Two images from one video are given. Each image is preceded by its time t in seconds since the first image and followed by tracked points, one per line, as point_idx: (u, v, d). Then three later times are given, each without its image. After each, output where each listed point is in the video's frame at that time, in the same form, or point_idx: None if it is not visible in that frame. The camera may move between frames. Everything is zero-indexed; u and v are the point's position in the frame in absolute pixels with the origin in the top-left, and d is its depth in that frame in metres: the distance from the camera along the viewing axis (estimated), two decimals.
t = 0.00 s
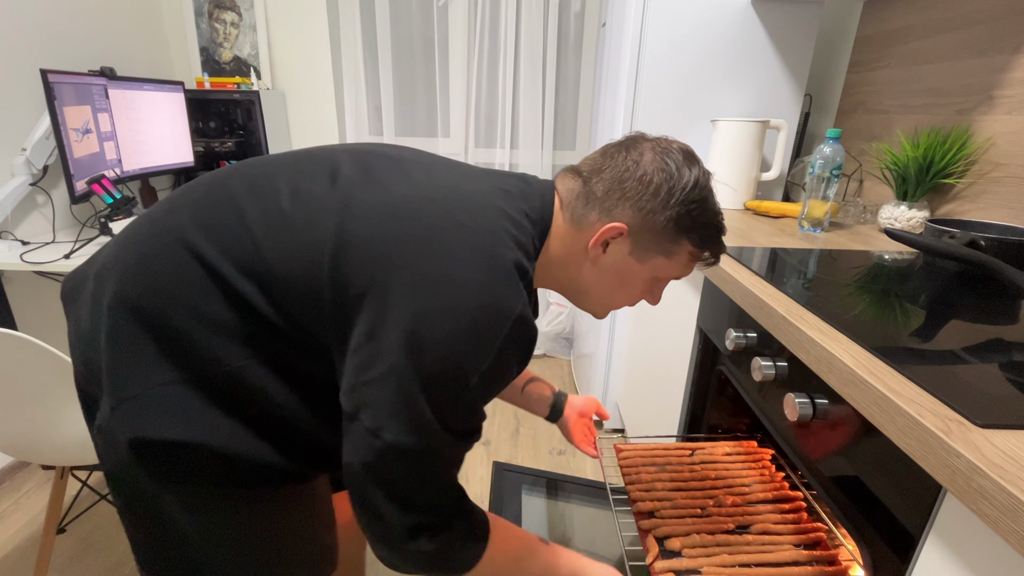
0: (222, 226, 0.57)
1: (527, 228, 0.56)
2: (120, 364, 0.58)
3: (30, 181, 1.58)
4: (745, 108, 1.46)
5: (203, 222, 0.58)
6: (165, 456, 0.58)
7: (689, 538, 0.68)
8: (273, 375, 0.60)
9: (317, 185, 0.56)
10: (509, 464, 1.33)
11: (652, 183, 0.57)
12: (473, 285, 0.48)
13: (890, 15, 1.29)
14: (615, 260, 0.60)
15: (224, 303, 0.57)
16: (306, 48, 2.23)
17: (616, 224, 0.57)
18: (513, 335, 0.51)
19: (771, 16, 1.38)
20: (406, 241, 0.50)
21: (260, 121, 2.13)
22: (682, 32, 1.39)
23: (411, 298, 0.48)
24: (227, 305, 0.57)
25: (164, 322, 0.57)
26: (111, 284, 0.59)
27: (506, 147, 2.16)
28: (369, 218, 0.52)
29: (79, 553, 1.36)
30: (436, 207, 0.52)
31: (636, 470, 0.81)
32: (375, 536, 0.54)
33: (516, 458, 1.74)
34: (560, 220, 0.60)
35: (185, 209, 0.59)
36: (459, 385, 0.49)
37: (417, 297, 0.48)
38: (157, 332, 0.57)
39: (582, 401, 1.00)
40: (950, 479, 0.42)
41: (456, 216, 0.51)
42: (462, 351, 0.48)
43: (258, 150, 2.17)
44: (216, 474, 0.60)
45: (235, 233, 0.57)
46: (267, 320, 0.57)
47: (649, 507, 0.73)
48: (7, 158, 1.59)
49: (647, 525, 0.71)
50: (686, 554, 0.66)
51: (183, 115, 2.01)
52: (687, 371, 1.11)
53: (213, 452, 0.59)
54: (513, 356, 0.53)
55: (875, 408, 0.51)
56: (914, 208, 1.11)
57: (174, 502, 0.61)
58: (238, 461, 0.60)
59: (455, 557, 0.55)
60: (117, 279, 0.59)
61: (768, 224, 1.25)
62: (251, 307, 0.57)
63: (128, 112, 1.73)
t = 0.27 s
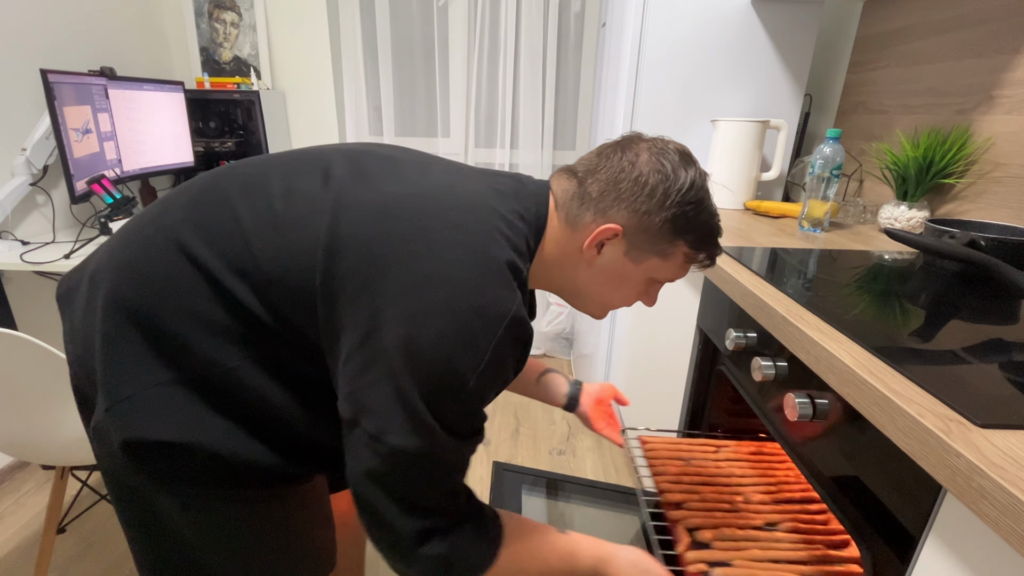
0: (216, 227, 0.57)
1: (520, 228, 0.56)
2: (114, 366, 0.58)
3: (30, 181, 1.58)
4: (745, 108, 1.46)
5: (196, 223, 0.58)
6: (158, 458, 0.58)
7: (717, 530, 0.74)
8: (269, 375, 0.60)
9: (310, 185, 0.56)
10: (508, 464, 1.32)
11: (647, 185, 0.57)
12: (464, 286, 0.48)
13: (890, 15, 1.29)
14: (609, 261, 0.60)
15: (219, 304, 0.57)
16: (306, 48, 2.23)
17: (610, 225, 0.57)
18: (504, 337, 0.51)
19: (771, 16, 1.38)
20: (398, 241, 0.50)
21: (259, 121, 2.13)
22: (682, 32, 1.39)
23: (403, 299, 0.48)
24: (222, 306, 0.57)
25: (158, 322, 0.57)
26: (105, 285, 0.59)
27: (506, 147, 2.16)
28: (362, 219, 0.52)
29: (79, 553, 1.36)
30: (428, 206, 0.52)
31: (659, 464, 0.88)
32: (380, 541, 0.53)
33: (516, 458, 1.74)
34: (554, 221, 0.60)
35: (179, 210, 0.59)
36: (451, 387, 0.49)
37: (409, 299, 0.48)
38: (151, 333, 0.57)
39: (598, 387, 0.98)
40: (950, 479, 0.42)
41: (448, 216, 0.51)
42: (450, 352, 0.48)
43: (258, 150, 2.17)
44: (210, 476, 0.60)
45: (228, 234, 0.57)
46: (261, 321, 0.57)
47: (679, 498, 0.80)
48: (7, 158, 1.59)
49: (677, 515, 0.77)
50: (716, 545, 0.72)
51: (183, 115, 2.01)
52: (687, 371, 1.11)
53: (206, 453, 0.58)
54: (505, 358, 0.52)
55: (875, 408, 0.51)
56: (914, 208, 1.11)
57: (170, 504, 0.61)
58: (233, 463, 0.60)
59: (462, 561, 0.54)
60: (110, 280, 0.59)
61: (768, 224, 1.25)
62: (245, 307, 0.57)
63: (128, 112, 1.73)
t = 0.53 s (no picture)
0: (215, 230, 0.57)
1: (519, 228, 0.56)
2: (123, 369, 0.59)
3: (30, 181, 1.58)
4: (746, 108, 1.45)
5: (194, 227, 0.58)
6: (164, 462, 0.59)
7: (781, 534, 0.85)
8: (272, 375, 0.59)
9: (306, 188, 0.56)
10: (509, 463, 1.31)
11: (642, 186, 0.56)
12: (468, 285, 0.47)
13: (890, 15, 1.29)
14: (604, 263, 0.60)
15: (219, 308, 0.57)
16: (306, 49, 2.23)
17: (605, 226, 0.57)
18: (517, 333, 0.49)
19: (770, 17, 1.38)
20: (397, 244, 0.49)
21: (259, 121, 2.13)
22: (681, 32, 1.39)
23: (405, 301, 0.48)
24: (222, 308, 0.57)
25: (161, 327, 0.58)
26: (106, 287, 0.60)
27: (506, 147, 2.15)
28: (359, 222, 0.51)
29: (79, 553, 1.36)
30: (426, 208, 0.51)
31: (716, 473, 0.98)
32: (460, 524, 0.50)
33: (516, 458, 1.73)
34: (549, 222, 0.60)
35: (178, 214, 0.59)
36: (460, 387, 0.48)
37: (410, 299, 0.47)
38: (151, 335, 0.58)
39: (645, 394, 0.96)
40: (950, 479, 0.42)
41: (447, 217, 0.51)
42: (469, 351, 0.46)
43: (258, 150, 2.17)
44: (216, 478, 0.61)
45: (228, 236, 0.57)
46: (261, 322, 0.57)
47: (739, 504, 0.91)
48: (7, 158, 1.59)
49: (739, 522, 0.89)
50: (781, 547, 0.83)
51: (183, 115, 2.01)
52: (687, 370, 1.11)
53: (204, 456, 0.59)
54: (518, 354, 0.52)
55: (874, 408, 0.51)
56: (914, 208, 1.11)
57: (176, 506, 0.62)
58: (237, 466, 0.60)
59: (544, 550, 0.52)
60: (111, 283, 0.60)
61: (768, 224, 1.25)
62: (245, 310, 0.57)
63: (128, 112, 1.73)
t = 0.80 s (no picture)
0: (218, 232, 0.57)
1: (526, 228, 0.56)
2: (131, 374, 0.59)
3: (30, 181, 1.58)
4: (746, 108, 1.45)
5: (197, 230, 0.58)
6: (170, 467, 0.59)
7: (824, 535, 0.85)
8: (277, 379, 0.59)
9: (308, 190, 0.56)
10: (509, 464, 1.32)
11: (642, 191, 0.56)
12: (477, 287, 0.47)
13: (890, 16, 1.29)
14: (602, 266, 0.60)
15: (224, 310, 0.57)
16: (306, 49, 2.23)
17: (604, 230, 0.57)
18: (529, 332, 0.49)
19: (771, 16, 1.38)
20: (403, 246, 0.49)
21: (259, 121, 2.13)
22: (682, 32, 1.39)
23: (415, 305, 0.48)
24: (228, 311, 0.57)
25: (167, 330, 0.58)
26: (111, 292, 0.60)
27: (506, 147, 2.15)
28: (364, 225, 0.51)
29: (79, 553, 1.36)
30: (431, 210, 0.51)
31: (752, 472, 0.97)
32: (511, 510, 0.51)
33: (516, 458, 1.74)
34: (550, 226, 0.61)
35: (180, 217, 0.59)
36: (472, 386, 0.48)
37: (420, 303, 0.48)
38: (157, 339, 0.58)
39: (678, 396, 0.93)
40: (950, 479, 0.42)
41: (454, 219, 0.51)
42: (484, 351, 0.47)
43: (258, 150, 2.17)
44: (225, 481, 0.61)
45: (231, 238, 0.56)
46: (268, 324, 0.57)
47: (785, 506, 0.90)
48: (7, 158, 1.59)
49: (788, 523, 0.87)
50: (828, 551, 0.84)
51: (183, 115, 2.01)
52: (687, 370, 1.11)
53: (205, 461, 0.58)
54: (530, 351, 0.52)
55: (874, 408, 0.51)
56: (914, 208, 1.11)
57: (183, 511, 0.62)
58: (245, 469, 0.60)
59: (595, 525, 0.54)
60: (117, 287, 0.60)
61: (768, 224, 1.25)
62: (252, 313, 0.57)
63: (128, 112, 1.73)
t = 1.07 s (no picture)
0: (220, 237, 0.56)
1: (529, 230, 0.56)
2: (137, 378, 0.60)
3: (30, 181, 1.58)
4: (746, 107, 1.45)
5: (199, 235, 0.57)
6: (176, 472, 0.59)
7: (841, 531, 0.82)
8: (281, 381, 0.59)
9: (309, 196, 0.55)
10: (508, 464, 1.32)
11: (640, 205, 0.56)
12: (483, 293, 0.47)
13: (890, 16, 1.29)
14: (598, 276, 0.60)
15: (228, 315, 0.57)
16: (306, 49, 2.23)
17: (601, 242, 0.57)
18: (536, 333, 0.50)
19: (772, 17, 1.38)
20: (409, 251, 0.49)
21: (259, 121, 2.13)
22: (682, 32, 1.39)
23: (421, 308, 0.48)
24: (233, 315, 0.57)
25: (171, 335, 0.58)
26: (112, 297, 0.60)
27: (506, 147, 2.16)
28: (368, 230, 0.51)
29: (79, 553, 1.36)
30: (435, 215, 0.51)
31: (767, 472, 0.96)
32: (530, 507, 0.52)
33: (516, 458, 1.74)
34: (548, 234, 0.60)
35: (182, 221, 0.59)
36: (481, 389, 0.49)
37: (427, 308, 0.48)
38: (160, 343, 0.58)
39: (688, 405, 0.92)
40: (950, 479, 0.42)
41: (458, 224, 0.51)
42: (492, 354, 0.47)
43: (258, 150, 2.17)
44: (232, 484, 0.61)
45: (233, 243, 0.56)
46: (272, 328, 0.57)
47: (800, 506, 0.88)
48: (7, 158, 1.59)
49: (804, 524, 0.86)
50: (845, 552, 0.79)
51: (183, 115, 2.01)
52: (687, 370, 1.11)
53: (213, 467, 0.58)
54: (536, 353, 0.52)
55: (874, 408, 0.51)
56: (914, 208, 1.11)
57: (189, 514, 0.62)
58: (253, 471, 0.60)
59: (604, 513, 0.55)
60: (118, 292, 0.59)
61: (768, 224, 1.25)
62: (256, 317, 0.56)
63: (128, 112, 1.73)
